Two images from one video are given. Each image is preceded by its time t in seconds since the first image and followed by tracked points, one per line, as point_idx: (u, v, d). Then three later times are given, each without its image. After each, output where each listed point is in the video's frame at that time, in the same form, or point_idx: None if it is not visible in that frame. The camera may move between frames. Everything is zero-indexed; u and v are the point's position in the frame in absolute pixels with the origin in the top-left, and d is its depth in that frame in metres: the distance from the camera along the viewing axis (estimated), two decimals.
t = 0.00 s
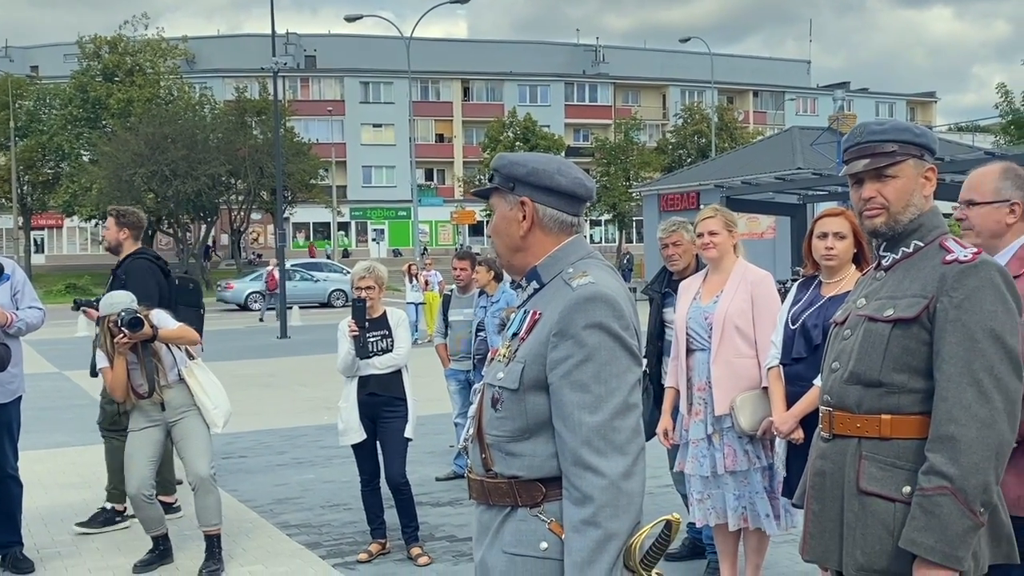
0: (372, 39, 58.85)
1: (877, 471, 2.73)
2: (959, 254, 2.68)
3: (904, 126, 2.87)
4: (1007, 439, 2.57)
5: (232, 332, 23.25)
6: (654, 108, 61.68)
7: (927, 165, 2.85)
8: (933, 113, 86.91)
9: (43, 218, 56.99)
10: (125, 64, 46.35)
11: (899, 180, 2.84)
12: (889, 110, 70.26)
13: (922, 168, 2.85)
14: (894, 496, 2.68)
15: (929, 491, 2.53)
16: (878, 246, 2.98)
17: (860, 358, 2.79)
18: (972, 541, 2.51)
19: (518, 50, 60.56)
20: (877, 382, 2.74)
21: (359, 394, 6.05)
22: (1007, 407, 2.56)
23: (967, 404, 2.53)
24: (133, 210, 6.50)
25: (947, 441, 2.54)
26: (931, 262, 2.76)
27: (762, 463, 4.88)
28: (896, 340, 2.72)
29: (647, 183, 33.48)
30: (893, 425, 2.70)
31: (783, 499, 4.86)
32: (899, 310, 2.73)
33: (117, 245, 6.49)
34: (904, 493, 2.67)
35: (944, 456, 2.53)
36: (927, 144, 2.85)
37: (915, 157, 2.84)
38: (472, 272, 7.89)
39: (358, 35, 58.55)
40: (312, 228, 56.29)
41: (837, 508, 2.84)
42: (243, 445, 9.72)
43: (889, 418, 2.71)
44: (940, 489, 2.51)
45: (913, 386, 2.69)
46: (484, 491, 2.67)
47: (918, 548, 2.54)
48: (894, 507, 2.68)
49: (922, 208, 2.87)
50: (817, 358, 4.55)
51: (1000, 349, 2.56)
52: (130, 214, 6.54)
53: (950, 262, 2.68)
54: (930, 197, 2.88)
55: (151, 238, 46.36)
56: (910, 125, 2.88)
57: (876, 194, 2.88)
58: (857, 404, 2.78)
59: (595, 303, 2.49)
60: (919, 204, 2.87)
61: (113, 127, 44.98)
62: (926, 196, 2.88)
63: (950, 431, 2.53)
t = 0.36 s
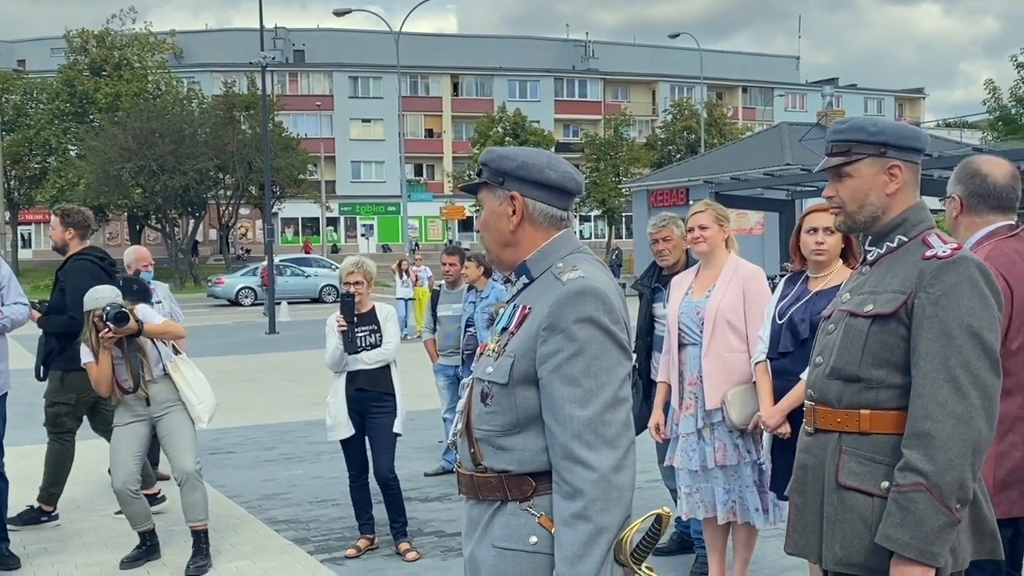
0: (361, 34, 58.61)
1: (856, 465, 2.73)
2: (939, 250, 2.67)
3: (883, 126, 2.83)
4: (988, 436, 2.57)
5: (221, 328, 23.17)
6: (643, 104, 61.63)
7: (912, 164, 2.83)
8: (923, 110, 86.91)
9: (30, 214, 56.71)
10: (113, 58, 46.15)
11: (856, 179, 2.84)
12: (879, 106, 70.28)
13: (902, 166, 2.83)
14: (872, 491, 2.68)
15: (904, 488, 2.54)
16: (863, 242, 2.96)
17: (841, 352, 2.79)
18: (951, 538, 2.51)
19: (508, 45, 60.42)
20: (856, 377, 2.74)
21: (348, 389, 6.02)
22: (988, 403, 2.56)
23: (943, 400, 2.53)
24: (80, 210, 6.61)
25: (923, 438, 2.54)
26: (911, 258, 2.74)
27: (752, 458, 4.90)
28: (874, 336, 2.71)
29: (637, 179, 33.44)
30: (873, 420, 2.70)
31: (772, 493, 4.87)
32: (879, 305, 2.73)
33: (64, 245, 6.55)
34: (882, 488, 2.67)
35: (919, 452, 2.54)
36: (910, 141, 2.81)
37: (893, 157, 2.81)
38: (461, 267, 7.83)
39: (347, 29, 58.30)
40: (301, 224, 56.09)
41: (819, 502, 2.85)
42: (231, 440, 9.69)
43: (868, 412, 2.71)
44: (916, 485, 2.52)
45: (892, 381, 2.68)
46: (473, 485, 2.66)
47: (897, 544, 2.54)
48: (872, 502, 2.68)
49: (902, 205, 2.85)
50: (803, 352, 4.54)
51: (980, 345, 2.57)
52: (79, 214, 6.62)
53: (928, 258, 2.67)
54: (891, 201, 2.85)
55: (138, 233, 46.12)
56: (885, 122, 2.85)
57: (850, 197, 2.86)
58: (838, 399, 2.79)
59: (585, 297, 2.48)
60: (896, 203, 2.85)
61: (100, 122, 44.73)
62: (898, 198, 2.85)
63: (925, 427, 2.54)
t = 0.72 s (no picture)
0: (346, 27, 58.42)
1: (816, 458, 2.74)
2: (886, 245, 2.64)
3: (852, 127, 2.79)
4: (921, 434, 2.54)
5: (205, 322, 23.08)
6: (629, 98, 61.82)
7: (886, 163, 2.80)
8: (907, 106, 87.37)
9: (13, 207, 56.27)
10: (96, 51, 45.83)
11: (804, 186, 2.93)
12: (862, 101, 70.67)
13: (847, 169, 2.81)
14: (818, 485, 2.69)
15: (836, 483, 2.56)
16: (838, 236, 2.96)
17: (806, 347, 2.82)
18: (883, 535, 2.52)
19: (495, 39, 60.38)
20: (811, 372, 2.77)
21: (332, 383, 6.01)
22: (920, 400, 2.54)
23: (873, 398, 2.54)
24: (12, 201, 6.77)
25: (853, 435, 2.55)
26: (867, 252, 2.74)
27: (736, 450, 4.93)
28: (827, 332, 2.73)
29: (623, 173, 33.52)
30: (830, 414, 2.71)
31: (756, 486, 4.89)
32: (834, 301, 2.73)
33: None
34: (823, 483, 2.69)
35: (850, 449, 2.55)
36: (876, 142, 2.77)
37: (862, 160, 2.79)
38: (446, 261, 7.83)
39: (332, 22, 58.09)
40: (286, 217, 55.88)
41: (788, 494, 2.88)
42: (215, 434, 9.66)
43: (826, 407, 2.72)
44: (845, 481, 2.54)
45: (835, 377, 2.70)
46: (459, 479, 2.65)
47: (829, 538, 2.57)
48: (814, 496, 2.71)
49: (865, 201, 2.83)
50: (786, 344, 4.54)
51: (912, 344, 2.54)
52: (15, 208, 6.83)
53: (874, 255, 2.65)
54: (834, 199, 2.87)
55: (122, 227, 45.86)
56: (834, 124, 2.83)
57: (819, 191, 2.89)
58: (802, 393, 2.81)
59: (574, 289, 2.48)
60: (856, 199, 2.83)
61: (84, 115, 44.41)
62: (876, 194, 2.82)
63: (856, 425, 2.55)
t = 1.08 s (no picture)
0: (331, 18, 58.16)
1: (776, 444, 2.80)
2: (836, 233, 2.69)
3: (842, 113, 2.78)
4: (856, 423, 2.56)
5: (188, 315, 22.99)
6: (614, 91, 61.92)
7: (868, 153, 2.80)
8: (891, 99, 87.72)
9: None
10: (79, 41, 45.45)
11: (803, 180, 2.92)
12: (846, 96, 70.97)
13: (819, 161, 2.83)
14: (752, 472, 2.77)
15: (778, 468, 2.63)
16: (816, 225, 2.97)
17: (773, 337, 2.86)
18: (815, 519, 2.58)
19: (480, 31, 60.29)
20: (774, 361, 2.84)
21: (315, 374, 5.99)
22: (852, 388, 2.56)
23: (811, 386, 2.59)
24: None
25: (791, 421, 2.61)
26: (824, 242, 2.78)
27: (719, 440, 4.96)
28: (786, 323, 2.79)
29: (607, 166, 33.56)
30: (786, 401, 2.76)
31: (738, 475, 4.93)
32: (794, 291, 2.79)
33: None
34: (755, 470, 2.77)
35: (788, 434, 2.62)
36: (839, 133, 2.77)
37: (849, 148, 2.79)
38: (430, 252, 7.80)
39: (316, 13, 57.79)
40: (270, 209, 55.68)
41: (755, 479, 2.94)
42: (197, 426, 9.63)
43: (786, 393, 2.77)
44: (782, 465, 2.62)
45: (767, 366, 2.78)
46: (445, 469, 2.65)
47: (770, 522, 2.65)
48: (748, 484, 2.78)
49: (842, 186, 2.84)
50: (765, 334, 4.57)
51: (848, 331, 2.56)
52: None
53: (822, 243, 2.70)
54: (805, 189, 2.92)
55: (105, 219, 45.56)
56: (811, 116, 2.84)
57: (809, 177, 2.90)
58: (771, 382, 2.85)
59: (572, 277, 2.51)
60: (827, 189, 2.86)
61: (67, 106, 44.05)
62: (854, 179, 2.83)
63: (793, 410, 2.61)
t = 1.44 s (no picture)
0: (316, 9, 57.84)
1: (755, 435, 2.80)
2: (814, 228, 2.68)
3: (833, 107, 2.76)
4: (831, 416, 2.56)
5: (172, 307, 22.86)
6: (600, 83, 61.89)
7: (858, 146, 2.78)
8: (875, 91, 87.99)
9: None
10: (61, 32, 45.00)
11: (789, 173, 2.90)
12: (830, 88, 71.12)
13: (804, 156, 2.82)
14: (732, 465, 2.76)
15: (756, 460, 2.62)
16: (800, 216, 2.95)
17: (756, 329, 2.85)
18: (793, 510, 2.58)
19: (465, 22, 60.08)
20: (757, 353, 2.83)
21: (299, 367, 5.95)
22: (826, 381, 2.55)
23: (786, 378, 2.58)
24: None
25: (768, 413, 2.61)
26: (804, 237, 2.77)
27: (704, 432, 4.96)
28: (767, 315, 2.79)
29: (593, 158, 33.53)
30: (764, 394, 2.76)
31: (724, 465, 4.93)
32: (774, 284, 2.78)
33: None
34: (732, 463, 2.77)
35: (766, 427, 2.61)
36: (823, 129, 2.75)
37: (837, 143, 2.76)
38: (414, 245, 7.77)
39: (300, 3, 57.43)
40: (254, 201, 55.39)
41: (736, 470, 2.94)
42: (181, 419, 9.57)
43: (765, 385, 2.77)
44: (760, 457, 2.61)
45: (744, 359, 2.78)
46: (429, 465, 2.63)
47: (749, 512, 2.64)
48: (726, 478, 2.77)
49: (830, 176, 2.82)
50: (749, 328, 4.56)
51: (820, 325, 2.55)
52: None
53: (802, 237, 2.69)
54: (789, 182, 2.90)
55: (88, 211, 45.24)
56: (800, 109, 2.82)
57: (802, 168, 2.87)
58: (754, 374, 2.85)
59: (561, 271, 2.49)
60: (811, 184, 2.85)
61: (49, 97, 43.67)
62: (840, 173, 2.82)
63: (769, 403, 2.61)
